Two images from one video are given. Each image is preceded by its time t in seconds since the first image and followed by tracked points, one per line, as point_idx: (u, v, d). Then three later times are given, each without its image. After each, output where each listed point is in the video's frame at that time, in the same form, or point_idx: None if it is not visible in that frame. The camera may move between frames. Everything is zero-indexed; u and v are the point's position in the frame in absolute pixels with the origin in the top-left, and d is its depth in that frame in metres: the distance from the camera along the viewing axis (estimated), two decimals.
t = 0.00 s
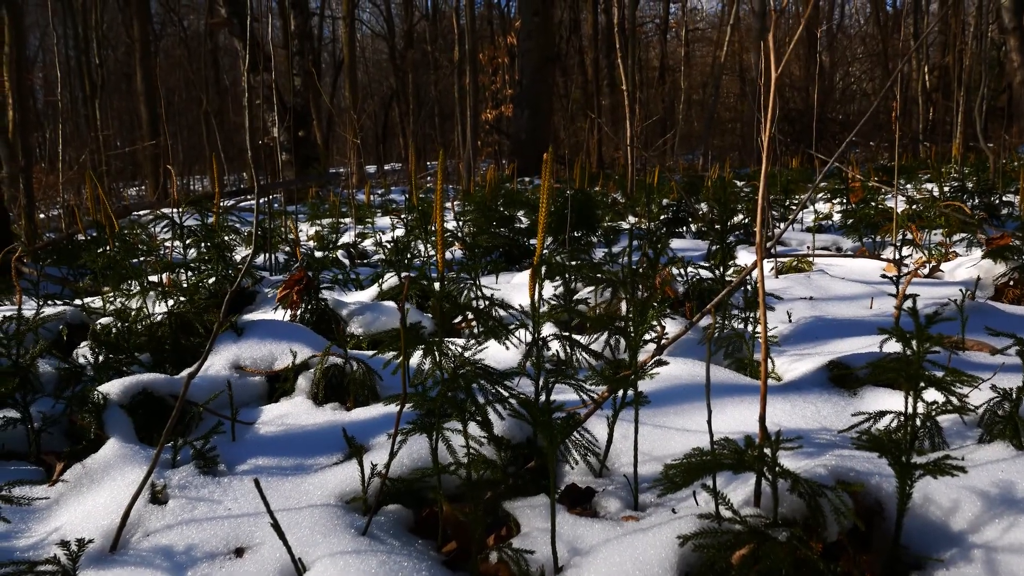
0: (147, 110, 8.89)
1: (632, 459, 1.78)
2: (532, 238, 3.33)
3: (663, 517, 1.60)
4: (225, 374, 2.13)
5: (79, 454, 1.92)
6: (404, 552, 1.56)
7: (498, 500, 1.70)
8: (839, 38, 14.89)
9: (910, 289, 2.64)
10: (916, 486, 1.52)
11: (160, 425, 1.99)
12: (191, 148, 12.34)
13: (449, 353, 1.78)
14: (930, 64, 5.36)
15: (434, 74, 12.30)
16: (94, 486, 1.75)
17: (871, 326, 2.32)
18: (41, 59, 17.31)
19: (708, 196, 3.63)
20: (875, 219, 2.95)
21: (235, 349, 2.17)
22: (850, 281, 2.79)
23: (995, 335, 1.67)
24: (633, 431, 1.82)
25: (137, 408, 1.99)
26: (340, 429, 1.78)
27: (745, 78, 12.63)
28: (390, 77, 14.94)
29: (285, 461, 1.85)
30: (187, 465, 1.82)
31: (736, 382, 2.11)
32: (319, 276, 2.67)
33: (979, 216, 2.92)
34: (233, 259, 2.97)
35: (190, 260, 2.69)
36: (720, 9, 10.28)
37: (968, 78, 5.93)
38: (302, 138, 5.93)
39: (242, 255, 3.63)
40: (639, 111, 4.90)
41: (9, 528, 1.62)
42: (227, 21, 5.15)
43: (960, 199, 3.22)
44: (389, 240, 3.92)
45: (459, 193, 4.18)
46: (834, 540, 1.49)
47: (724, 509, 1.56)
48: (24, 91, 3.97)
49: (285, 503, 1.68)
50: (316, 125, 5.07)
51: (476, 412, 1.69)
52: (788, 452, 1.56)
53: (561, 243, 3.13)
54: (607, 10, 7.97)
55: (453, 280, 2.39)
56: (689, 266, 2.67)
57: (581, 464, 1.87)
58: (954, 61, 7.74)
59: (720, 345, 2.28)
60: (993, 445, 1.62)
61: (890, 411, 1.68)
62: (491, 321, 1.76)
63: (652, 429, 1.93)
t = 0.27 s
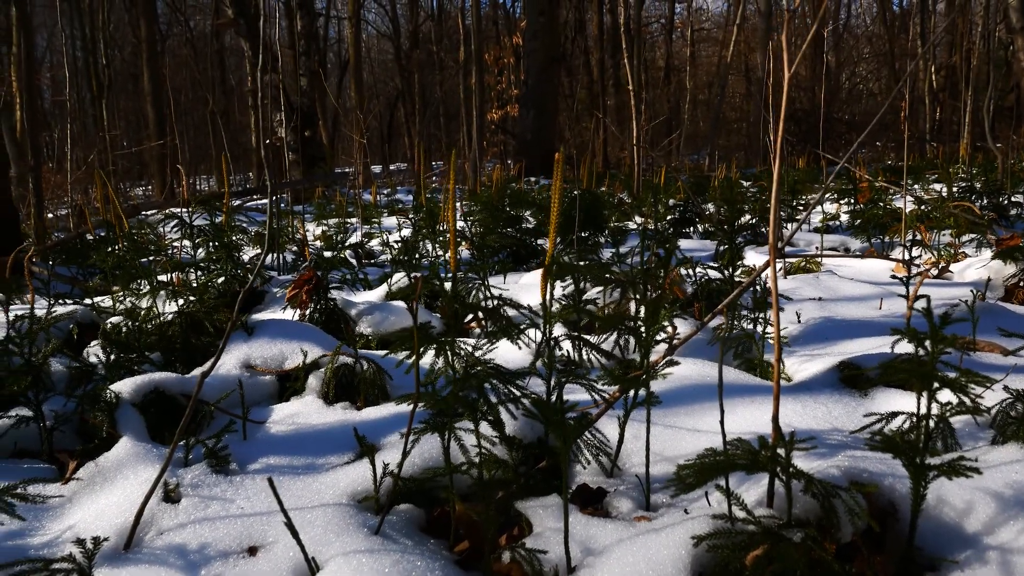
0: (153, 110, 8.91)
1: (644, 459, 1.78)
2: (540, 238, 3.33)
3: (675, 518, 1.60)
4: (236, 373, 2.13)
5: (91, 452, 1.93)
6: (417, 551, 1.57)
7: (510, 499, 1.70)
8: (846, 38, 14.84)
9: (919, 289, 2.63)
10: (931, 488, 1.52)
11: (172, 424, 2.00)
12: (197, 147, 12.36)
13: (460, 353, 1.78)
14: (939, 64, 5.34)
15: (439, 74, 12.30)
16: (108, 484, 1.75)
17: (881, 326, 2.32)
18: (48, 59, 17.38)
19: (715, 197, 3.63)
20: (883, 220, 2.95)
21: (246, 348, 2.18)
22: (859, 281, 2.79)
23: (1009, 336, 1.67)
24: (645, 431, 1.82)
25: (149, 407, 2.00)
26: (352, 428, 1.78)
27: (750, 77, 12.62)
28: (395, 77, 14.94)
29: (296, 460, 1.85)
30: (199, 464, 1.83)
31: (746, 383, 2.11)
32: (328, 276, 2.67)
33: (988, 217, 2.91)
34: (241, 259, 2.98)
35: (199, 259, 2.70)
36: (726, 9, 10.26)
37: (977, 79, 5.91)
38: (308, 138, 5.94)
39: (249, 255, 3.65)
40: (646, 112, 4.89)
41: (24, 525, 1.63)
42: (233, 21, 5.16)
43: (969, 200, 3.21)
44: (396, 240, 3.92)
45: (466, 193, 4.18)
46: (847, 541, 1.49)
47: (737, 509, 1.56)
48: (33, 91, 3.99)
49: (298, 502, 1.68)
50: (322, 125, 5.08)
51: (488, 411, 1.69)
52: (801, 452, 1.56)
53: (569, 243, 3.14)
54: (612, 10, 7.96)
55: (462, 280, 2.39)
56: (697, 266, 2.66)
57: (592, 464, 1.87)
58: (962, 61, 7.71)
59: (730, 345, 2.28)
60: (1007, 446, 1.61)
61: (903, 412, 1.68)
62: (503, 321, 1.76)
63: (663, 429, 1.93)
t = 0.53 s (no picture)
0: (167, 110, 8.95)
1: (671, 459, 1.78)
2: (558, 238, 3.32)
3: (705, 518, 1.60)
4: (261, 372, 2.14)
5: (120, 450, 1.95)
6: (447, 550, 1.57)
7: (539, 499, 1.71)
8: (859, 37, 14.74)
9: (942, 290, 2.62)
10: (964, 490, 1.52)
11: (198, 423, 2.01)
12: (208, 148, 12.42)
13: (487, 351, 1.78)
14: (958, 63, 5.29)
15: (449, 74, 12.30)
16: (137, 483, 1.77)
17: (905, 327, 2.31)
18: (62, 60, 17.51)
19: (732, 196, 3.63)
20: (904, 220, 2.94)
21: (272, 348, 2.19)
22: (880, 282, 2.78)
23: None
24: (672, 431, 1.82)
25: (176, 406, 2.01)
26: (379, 428, 1.78)
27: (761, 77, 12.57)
28: (405, 77, 14.95)
29: (323, 459, 1.86)
30: (227, 463, 1.84)
31: (771, 383, 2.11)
32: (349, 276, 2.67)
33: (1011, 217, 2.89)
34: (260, 259, 2.99)
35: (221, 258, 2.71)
36: (738, 8, 10.21)
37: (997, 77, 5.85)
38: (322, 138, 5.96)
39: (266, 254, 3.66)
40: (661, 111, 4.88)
41: (56, 522, 1.65)
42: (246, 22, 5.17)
43: (991, 200, 3.19)
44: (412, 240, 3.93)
45: (481, 193, 4.18)
46: (880, 543, 1.49)
47: (767, 510, 1.56)
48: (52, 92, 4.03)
49: (327, 501, 1.69)
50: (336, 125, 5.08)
51: (516, 411, 1.69)
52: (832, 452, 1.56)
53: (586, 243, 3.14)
54: (624, 9, 7.93)
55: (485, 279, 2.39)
56: (718, 266, 2.66)
57: (619, 465, 1.87)
58: (980, 59, 7.63)
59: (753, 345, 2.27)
60: None
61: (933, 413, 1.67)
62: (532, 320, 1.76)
63: (689, 429, 1.93)
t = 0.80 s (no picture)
0: (182, 111, 9.00)
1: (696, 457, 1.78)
2: (575, 238, 3.32)
3: (731, 516, 1.60)
4: (284, 370, 2.15)
5: (145, 447, 1.96)
6: (472, 547, 1.57)
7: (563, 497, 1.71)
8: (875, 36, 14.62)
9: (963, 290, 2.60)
10: (992, 488, 1.51)
11: (222, 420, 2.02)
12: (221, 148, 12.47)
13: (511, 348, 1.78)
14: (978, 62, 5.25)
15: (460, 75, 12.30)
16: (163, 479, 1.78)
17: (927, 327, 2.30)
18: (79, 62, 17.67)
19: (749, 196, 3.62)
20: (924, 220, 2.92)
21: (294, 346, 2.20)
22: (900, 281, 2.77)
23: None
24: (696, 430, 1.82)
25: (200, 403, 2.02)
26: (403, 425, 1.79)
27: (775, 76, 12.48)
28: (417, 77, 14.96)
29: (346, 456, 1.87)
30: (252, 459, 1.85)
31: (793, 382, 2.10)
32: (368, 275, 2.69)
33: None
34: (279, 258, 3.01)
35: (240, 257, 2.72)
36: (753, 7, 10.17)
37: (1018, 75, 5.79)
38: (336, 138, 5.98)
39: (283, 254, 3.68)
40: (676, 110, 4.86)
41: (84, 518, 1.66)
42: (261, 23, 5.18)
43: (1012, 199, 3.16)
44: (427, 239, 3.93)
45: (496, 193, 4.18)
46: (909, 541, 1.48)
47: (793, 508, 1.56)
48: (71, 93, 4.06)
49: (353, 497, 1.70)
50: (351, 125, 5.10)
51: (540, 409, 1.69)
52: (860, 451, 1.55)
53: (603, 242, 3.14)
54: (637, 9, 7.90)
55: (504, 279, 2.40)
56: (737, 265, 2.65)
57: (642, 463, 1.87)
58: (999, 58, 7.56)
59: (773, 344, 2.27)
60: None
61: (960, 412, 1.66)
62: (556, 318, 1.77)
63: (712, 428, 1.93)
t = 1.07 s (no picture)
0: (199, 111, 9.05)
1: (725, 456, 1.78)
2: (595, 236, 3.32)
3: (763, 514, 1.60)
4: (311, 368, 2.16)
5: (174, 444, 1.98)
6: (504, 544, 1.58)
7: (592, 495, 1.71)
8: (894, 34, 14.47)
9: (990, 288, 2.58)
10: None
11: (250, 417, 2.04)
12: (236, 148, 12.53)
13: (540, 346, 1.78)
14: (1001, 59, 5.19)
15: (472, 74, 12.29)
16: (194, 475, 1.79)
17: (954, 326, 2.28)
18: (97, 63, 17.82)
19: (769, 194, 3.60)
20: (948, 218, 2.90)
21: (320, 344, 2.22)
22: (924, 280, 2.75)
23: None
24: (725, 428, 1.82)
25: (228, 401, 2.04)
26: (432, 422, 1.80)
27: (792, 74, 12.39)
28: (432, 77, 14.97)
29: (374, 453, 1.88)
30: (281, 457, 1.86)
31: (819, 381, 2.10)
32: (391, 273, 2.70)
33: None
34: (301, 256, 3.02)
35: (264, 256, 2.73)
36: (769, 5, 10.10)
37: None
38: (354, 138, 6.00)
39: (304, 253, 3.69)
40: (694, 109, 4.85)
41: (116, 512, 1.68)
42: (278, 24, 5.21)
43: None
44: (446, 239, 3.94)
45: (515, 192, 4.18)
46: (944, 540, 1.47)
47: (826, 506, 1.55)
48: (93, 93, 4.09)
49: (383, 494, 1.70)
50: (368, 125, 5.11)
51: (570, 406, 1.69)
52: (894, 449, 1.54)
53: (624, 241, 3.14)
54: (653, 8, 7.88)
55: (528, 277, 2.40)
56: (760, 264, 2.64)
57: (670, 461, 1.87)
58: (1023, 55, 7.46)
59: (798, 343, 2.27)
60: None
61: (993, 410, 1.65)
62: (585, 316, 1.77)
63: (741, 427, 1.92)
